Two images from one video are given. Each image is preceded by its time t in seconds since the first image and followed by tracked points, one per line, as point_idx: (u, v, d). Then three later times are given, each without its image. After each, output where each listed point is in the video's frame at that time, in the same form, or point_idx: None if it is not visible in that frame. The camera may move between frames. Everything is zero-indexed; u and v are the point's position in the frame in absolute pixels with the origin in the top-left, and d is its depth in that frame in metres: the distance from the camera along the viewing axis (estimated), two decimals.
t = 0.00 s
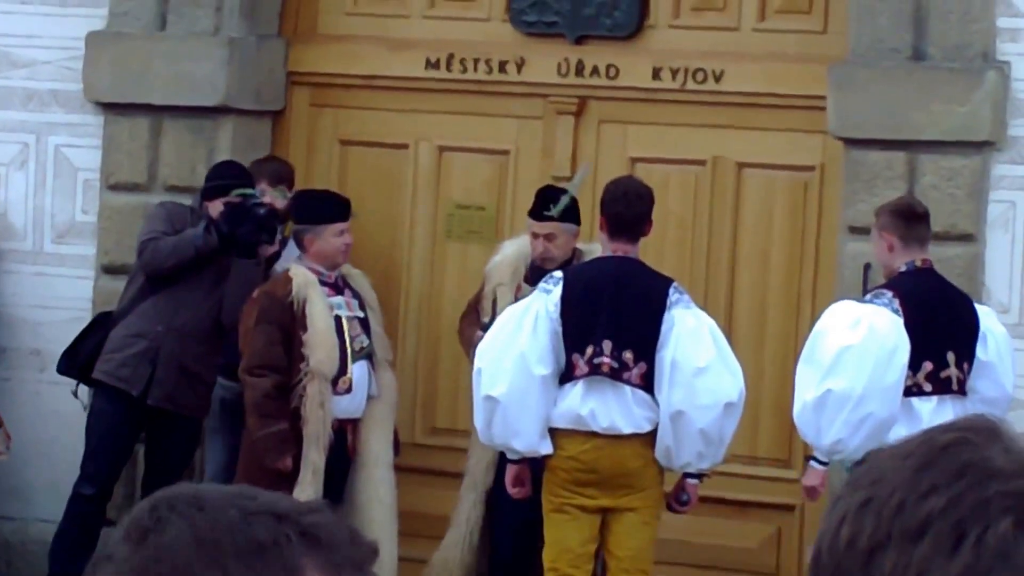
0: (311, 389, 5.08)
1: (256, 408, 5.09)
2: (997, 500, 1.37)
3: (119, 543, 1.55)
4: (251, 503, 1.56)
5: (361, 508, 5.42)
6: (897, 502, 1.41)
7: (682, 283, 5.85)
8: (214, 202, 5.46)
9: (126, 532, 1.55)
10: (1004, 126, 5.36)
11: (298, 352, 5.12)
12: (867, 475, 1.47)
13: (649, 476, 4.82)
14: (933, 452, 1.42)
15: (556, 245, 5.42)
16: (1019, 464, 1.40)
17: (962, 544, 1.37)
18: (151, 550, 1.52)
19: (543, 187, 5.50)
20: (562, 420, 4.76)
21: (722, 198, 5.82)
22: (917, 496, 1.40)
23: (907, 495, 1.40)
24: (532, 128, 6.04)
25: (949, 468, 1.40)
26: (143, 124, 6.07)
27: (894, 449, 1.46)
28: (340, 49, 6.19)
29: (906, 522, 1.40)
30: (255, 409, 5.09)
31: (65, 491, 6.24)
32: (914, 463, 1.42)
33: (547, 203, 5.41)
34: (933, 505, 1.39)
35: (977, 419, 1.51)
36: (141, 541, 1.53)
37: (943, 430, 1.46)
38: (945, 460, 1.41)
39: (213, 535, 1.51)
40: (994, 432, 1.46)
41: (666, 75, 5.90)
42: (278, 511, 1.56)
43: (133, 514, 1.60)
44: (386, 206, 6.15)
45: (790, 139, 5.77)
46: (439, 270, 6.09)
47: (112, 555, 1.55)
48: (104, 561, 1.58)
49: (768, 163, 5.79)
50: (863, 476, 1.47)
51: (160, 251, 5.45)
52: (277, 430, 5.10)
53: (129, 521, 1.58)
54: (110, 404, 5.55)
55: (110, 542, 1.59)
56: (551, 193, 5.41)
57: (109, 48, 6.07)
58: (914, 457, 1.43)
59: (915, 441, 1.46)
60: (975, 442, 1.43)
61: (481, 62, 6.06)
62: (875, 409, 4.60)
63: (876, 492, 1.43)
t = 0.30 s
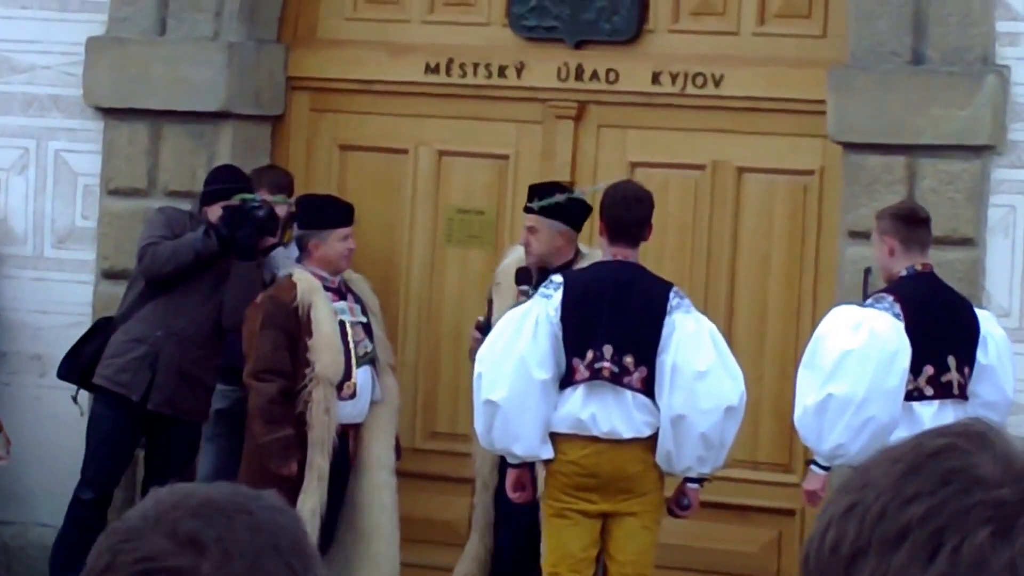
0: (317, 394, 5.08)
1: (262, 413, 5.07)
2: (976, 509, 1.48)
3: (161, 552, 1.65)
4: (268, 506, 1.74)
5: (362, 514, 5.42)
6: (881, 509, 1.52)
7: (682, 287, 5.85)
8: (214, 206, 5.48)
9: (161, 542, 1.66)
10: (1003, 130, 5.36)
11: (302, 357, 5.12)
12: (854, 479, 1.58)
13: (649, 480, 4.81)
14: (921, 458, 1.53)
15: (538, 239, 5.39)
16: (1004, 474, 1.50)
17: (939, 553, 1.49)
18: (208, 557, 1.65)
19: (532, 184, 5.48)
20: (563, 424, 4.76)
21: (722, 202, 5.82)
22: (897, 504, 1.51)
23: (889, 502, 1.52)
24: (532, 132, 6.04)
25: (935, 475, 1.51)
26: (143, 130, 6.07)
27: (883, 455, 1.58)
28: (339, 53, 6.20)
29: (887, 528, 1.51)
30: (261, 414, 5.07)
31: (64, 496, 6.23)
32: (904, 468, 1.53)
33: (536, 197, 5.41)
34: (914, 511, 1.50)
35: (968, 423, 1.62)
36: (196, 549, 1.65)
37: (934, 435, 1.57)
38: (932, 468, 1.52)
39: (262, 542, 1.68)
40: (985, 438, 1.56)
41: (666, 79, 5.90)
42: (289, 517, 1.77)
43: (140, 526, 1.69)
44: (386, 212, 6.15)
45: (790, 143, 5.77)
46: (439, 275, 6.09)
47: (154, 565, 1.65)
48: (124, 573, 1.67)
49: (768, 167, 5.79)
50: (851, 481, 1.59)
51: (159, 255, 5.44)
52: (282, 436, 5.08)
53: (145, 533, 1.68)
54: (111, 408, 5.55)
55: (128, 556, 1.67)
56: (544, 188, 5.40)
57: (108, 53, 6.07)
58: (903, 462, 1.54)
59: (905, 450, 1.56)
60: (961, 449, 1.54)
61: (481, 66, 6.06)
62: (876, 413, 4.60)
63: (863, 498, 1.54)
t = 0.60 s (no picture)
0: (322, 397, 5.07)
1: (267, 416, 5.05)
2: (970, 517, 1.53)
3: (153, 550, 1.67)
4: (253, 500, 1.77)
5: (363, 517, 5.41)
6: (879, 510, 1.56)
7: (683, 289, 5.85)
8: (214, 208, 5.45)
9: (152, 541, 1.67)
10: (1003, 132, 5.36)
11: (306, 360, 5.12)
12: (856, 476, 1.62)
13: (650, 483, 4.80)
14: (921, 461, 1.57)
15: (534, 241, 5.39)
16: (1002, 480, 1.54)
17: (931, 558, 1.53)
18: (201, 553, 1.67)
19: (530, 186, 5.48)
20: (564, 427, 4.75)
21: (722, 205, 5.82)
22: (892, 507, 1.56)
23: (884, 505, 1.56)
24: (531, 134, 6.04)
25: (933, 478, 1.55)
26: (143, 133, 6.07)
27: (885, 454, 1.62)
28: (339, 56, 6.19)
29: (881, 531, 1.56)
30: (267, 417, 5.05)
31: (64, 498, 6.23)
32: (903, 468, 1.58)
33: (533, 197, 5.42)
34: (908, 516, 1.55)
35: (972, 425, 1.65)
36: (188, 545, 1.67)
37: (937, 437, 1.61)
38: (931, 472, 1.56)
39: (252, 536, 1.70)
40: (986, 441, 1.59)
41: (666, 81, 5.89)
42: (273, 510, 1.80)
43: (128, 526, 1.70)
44: (386, 214, 6.15)
45: (790, 145, 5.77)
46: (439, 277, 6.08)
47: (147, 565, 1.67)
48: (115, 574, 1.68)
49: (767, 169, 5.79)
50: (853, 479, 1.63)
51: (159, 257, 5.45)
52: (288, 438, 5.06)
53: (133, 532, 1.69)
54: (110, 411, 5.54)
55: (120, 557, 1.69)
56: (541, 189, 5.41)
57: (108, 56, 6.06)
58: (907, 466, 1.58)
59: (906, 452, 1.60)
60: (962, 454, 1.57)
61: (480, 68, 6.06)
62: (878, 416, 4.60)
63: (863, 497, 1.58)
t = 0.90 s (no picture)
0: (326, 399, 5.07)
1: (272, 418, 5.05)
2: (968, 520, 1.52)
3: (147, 551, 1.69)
4: (241, 499, 1.80)
5: (363, 519, 5.41)
6: (874, 510, 1.56)
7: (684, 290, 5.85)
8: (214, 211, 5.45)
9: (145, 542, 1.69)
10: (1003, 133, 5.35)
11: (309, 362, 5.11)
12: (854, 475, 1.62)
13: (651, 484, 4.80)
14: (919, 462, 1.57)
15: (530, 243, 5.40)
16: (1000, 482, 1.54)
17: (928, 561, 1.53)
18: (194, 551, 1.69)
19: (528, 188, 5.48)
20: (565, 428, 4.74)
21: (722, 206, 5.81)
22: (890, 508, 1.55)
23: (882, 506, 1.56)
24: (531, 135, 6.03)
25: (931, 480, 1.55)
26: (143, 135, 6.07)
27: (883, 453, 1.61)
28: (338, 57, 6.18)
29: (880, 531, 1.55)
30: (270, 419, 5.05)
31: (65, 500, 6.22)
32: (901, 469, 1.57)
33: (529, 199, 5.42)
34: (905, 517, 1.54)
35: (971, 424, 1.64)
36: (182, 545, 1.69)
37: (937, 438, 1.60)
38: (928, 471, 1.56)
39: (244, 534, 1.72)
40: (985, 442, 1.58)
41: (665, 83, 5.88)
42: (262, 508, 1.82)
43: (121, 529, 1.72)
44: (386, 216, 6.14)
45: (790, 146, 5.76)
46: (439, 278, 6.08)
47: (142, 566, 1.69)
48: None
49: (767, 170, 5.78)
50: (851, 479, 1.62)
51: (160, 260, 5.45)
52: (294, 439, 5.07)
53: (126, 535, 1.71)
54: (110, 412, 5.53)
55: (115, 559, 1.70)
56: (540, 191, 5.41)
57: (107, 58, 6.06)
58: (905, 466, 1.57)
59: (906, 451, 1.59)
60: (961, 455, 1.56)
61: (479, 70, 6.05)
62: (879, 417, 4.59)
63: (861, 496, 1.58)
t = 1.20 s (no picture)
0: (328, 402, 5.07)
1: (274, 421, 5.05)
2: (969, 523, 1.52)
3: (120, 543, 1.68)
4: (208, 490, 1.81)
5: (364, 521, 5.41)
6: (874, 511, 1.56)
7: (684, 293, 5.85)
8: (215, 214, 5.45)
9: (118, 534, 1.69)
10: (1003, 135, 5.35)
11: (311, 365, 5.11)
12: (854, 476, 1.61)
13: (651, 486, 4.79)
14: (920, 463, 1.56)
15: (529, 246, 5.39)
16: (1000, 485, 1.54)
17: (928, 563, 1.53)
18: (168, 542, 1.69)
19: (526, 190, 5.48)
20: (565, 430, 4.74)
21: (722, 208, 5.81)
22: (891, 510, 1.55)
23: (882, 508, 1.55)
24: (530, 137, 6.03)
25: (931, 483, 1.54)
26: (142, 137, 6.06)
27: (884, 453, 1.60)
28: (338, 59, 6.18)
29: (880, 533, 1.55)
30: (273, 422, 5.05)
31: (65, 502, 6.22)
32: (901, 471, 1.56)
33: (525, 203, 5.40)
34: (906, 520, 1.54)
35: (972, 426, 1.64)
36: (154, 535, 1.69)
37: (937, 440, 1.59)
38: (929, 472, 1.55)
39: (215, 524, 1.72)
40: (985, 444, 1.58)
41: (665, 84, 5.88)
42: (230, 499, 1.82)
43: (91, 522, 1.71)
44: (386, 218, 6.14)
45: (791, 148, 5.76)
46: (439, 280, 6.08)
47: (115, 558, 1.68)
48: (83, 570, 1.69)
49: (767, 172, 5.78)
50: (851, 480, 1.61)
51: (161, 261, 5.45)
52: (297, 442, 5.08)
53: (97, 527, 1.70)
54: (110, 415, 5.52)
55: (87, 552, 1.69)
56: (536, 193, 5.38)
57: (107, 60, 6.05)
58: (905, 468, 1.57)
59: (908, 452, 1.59)
60: (961, 458, 1.56)
61: (479, 72, 6.05)
62: (879, 419, 4.59)
63: (861, 497, 1.58)
